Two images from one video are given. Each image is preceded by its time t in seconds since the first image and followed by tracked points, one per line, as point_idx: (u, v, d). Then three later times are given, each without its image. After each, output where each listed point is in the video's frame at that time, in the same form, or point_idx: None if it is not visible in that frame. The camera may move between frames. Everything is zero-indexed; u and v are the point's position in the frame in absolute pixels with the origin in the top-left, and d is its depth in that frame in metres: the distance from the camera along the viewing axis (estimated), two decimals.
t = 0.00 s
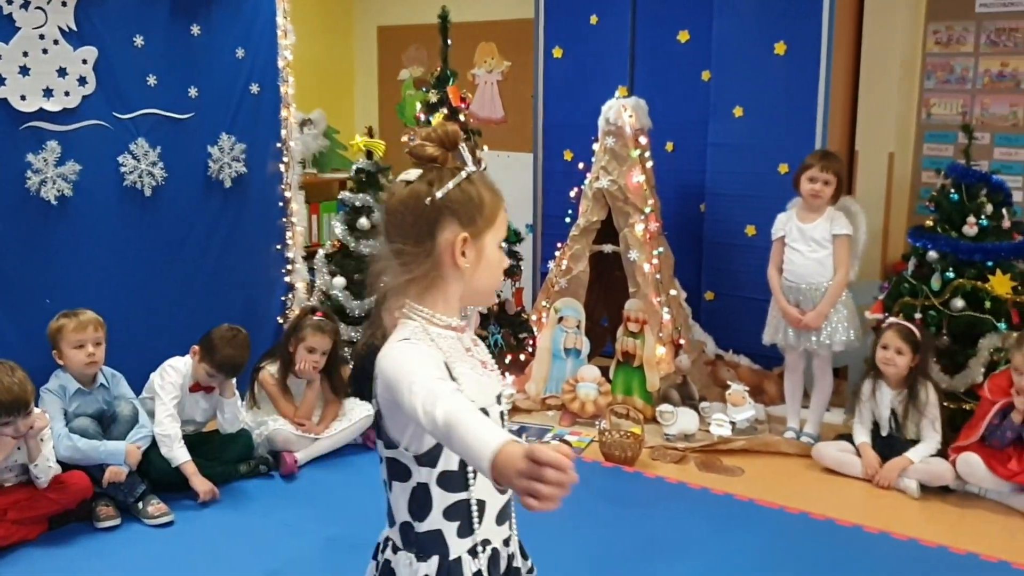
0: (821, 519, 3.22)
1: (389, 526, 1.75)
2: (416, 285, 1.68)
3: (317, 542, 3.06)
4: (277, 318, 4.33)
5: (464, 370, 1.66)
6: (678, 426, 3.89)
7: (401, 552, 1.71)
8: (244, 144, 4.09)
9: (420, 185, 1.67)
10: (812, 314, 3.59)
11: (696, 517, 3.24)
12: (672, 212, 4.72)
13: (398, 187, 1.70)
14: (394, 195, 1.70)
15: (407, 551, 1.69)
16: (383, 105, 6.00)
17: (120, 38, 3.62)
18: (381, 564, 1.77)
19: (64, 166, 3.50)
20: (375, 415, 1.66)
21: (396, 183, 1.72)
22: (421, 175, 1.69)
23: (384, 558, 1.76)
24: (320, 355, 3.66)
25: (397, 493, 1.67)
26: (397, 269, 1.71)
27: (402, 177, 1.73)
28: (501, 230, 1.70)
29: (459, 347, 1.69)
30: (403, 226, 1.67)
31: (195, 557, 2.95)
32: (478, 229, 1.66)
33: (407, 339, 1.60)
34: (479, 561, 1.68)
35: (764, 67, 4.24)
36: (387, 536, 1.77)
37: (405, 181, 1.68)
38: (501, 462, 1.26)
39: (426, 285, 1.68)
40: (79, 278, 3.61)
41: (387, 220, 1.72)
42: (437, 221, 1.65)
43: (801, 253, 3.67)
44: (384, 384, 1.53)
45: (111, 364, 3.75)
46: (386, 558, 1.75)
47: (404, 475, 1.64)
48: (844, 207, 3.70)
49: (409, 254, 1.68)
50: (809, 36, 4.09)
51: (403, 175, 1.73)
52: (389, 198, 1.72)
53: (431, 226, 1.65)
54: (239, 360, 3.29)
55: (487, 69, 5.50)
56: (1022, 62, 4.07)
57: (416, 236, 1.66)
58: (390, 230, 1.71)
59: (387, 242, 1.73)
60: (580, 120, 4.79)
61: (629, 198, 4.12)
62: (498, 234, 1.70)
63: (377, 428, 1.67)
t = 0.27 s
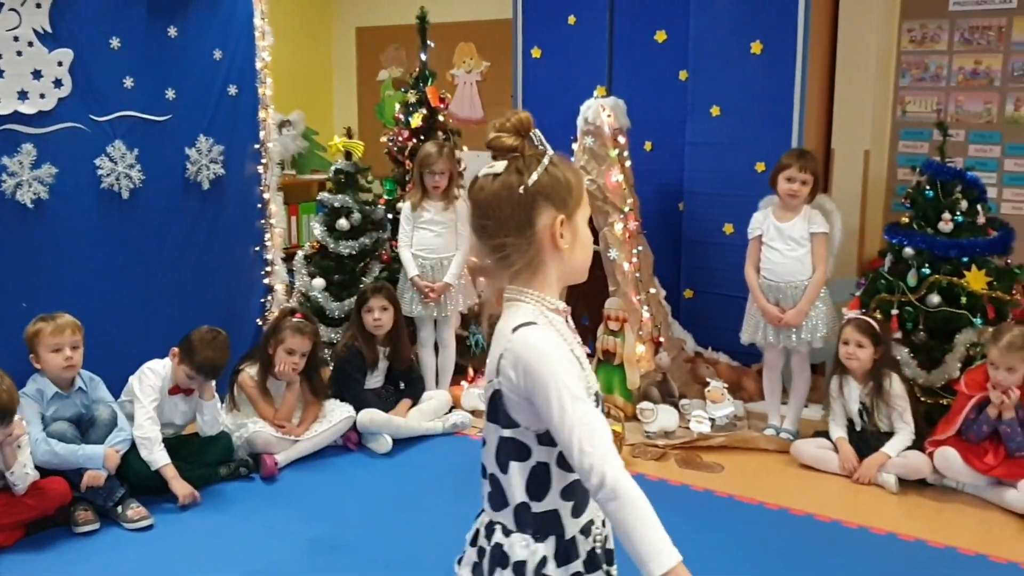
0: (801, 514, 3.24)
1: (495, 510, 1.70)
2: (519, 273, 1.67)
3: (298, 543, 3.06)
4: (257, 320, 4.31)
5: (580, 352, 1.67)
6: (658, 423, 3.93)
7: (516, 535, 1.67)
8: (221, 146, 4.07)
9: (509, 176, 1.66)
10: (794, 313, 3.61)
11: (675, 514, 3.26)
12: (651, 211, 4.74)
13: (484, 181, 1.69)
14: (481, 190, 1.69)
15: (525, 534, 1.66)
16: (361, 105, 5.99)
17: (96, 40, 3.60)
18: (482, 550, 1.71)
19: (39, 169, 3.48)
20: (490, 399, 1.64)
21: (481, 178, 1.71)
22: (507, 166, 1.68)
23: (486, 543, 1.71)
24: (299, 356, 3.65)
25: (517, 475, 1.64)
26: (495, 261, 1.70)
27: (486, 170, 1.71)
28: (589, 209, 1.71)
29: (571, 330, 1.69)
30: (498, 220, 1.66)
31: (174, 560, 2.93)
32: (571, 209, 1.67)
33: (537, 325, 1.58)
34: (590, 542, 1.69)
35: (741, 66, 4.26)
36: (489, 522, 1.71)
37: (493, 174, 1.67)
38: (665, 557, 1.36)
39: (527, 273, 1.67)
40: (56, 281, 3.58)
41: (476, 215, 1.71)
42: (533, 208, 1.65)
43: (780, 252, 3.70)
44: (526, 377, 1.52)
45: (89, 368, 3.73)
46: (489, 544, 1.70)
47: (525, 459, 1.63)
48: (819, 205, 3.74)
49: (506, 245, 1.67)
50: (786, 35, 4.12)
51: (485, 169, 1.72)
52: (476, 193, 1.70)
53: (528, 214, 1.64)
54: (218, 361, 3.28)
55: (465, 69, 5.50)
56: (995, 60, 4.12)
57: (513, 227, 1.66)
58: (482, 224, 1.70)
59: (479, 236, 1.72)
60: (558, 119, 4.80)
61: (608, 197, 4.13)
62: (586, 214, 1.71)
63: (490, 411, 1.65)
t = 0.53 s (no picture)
0: (746, 508, 3.29)
1: (572, 511, 1.80)
2: (552, 268, 1.77)
3: (244, 549, 3.01)
4: (198, 323, 4.24)
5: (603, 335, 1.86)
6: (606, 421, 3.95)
7: (606, 523, 1.79)
8: (161, 146, 4.00)
9: (550, 172, 1.75)
10: (738, 309, 3.66)
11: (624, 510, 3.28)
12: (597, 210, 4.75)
13: (523, 175, 1.77)
14: (519, 183, 1.77)
15: (615, 517, 1.79)
16: (305, 106, 5.92)
17: (29, 38, 3.50)
18: (571, 551, 1.80)
19: None
20: (560, 400, 1.76)
21: (517, 172, 1.79)
22: (546, 162, 1.77)
23: (574, 544, 1.80)
24: (243, 359, 3.59)
25: (597, 464, 1.77)
26: (527, 253, 1.79)
27: (523, 164, 1.79)
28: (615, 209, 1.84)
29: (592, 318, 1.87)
30: (535, 215, 1.76)
31: (115, 569, 2.87)
32: (602, 210, 1.79)
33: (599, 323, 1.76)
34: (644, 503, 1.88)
35: (684, 66, 4.30)
36: (569, 524, 1.81)
37: (534, 170, 1.76)
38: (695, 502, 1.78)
39: (559, 268, 1.78)
40: None
41: (512, 207, 1.79)
42: (570, 207, 1.76)
43: (723, 251, 3.74)
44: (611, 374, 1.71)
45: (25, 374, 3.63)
46: (581, 543, 1.79)
47: (604, 446, 1.77)
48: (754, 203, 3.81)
49: (542, 240, 1.77)
50: (727, 35, 4.17)
51: (521, 162, 1.80)
52: (513, 186, 1.78)
53: (566, 214, 1.75)
54: (159, 365, 3.21)
55: (410, 68, 5.48)
56: (930, 61, 4.22)
57: (551, 223, 1.75)
58: (516, 217, 1.79)
59: (511, 228, 1.81)
60: (504, 118, 4.80)
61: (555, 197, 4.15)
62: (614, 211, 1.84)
63: (558, 414, 1.77)
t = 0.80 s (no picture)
0: (691, 506, 3.33)
1: (614, 500, 1.81)
2: (569, 279, 1.79)
3: (184, 555, 2.96)
4: (140, 325, 4.17)
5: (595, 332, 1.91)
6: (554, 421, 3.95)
7: (645, 506, 1.82)
8: (101, 145, 3.92)
9: (573, 188, 1.77)
10: (684, 310, 3.72)
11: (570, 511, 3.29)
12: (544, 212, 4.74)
13: (544, 189, 1.78)
14: (542, 196, 1.77)
15: (651, 500, 1.84)
16: (250, 105, 5.85)
17: None
18: (616, 537, 1.80)
19: None
20: (604, 402, 1.77)
21: (538, 185, 1.79)
22: (569, 178, 1.78)
23: (616, 530, 1.80)
24: (186, 362, 3.54)
25: (639, 452, 1.81)
26: (542, 264, 1.80)
27: (544, 178, 1.80)
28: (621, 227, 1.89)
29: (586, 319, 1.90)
30: (558, 228, 1.76)
31: None
32: (614, 229, 1.84)
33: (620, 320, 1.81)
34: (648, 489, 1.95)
35: (631, 69, 4.32)
36: (610, 512, 1.81)
37: (559, 184, 1.77)
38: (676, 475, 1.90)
39: (575, 279, 1.80)
40: None
41: (530, 219, 1.79)
42: (589, 223, 1.79)
43: (668, 252, 3.78)
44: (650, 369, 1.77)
45: None
46: (625, 528, 1.80)
47: (640, 436, 1.82)
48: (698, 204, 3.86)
49: (561, 253, 1.78)
50: (673, 38, 4.21)
51: (541, 176, 1.80)
52: (534, 198, 1.78)
53: (585, 228, 1.78)
54: (100, 368, 3.14)
55: (357, 67, 5.44)
56: (869, 66, 4.31)
57: (572, 236, 1.77)
58: (536, 228, 1.78)
59: (526, 239, 1.80)
60: (451, 119, 4.79)
61: (503, 198, 4.16)
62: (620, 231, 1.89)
63: (600, 415, 1.78)
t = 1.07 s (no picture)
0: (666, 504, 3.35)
1: (645, 450, 1.87)
2: (618, 257, 1.87)
3: (156, 558, 2.94)
4: (113, 326, 4.12)
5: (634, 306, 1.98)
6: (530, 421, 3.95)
7: (673, 457, 1.89)
8: (73, 144, 3.89)
9: (623, 171, 1.84)
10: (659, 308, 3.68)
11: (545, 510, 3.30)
12: (520, 212, 4.73)
13: (596, 173, 1.85)
14: (594, 180, 1.84)
15: (678, 452, 1.90)
16: (224, 104, 5.81)
17: None
18: (649, 485, 1.85)
19: None
20: (642, 360, 1.84)
21: (588, 168, 1.86)
22: (619, 161, 1.85)
23: (647, 478, 1.86)
24: (159, 364, 3.52)
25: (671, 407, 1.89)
26: (593, 242, 1.87)
27: (593, 161, 1.87)
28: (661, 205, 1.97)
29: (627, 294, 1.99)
30: (611, 210, 1.84)
31: None
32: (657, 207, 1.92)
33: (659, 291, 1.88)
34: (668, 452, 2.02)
35: (606, 69, 4.33)
36: (641, 462, 1.87)
37: (610, 168, 1.84)
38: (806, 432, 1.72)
39: (623, 257, 1.88)
40: None
41: (582, 201, 1.86)
42: (638, 204, 1.86)
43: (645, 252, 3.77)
44: (687, 331, 1.81)
45: None
46: (655, 476, 1.86)
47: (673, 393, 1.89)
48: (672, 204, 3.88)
49: (613, 232, 1.85)
50: (647, 39, 4.23)
51: (591, 160, 1.87)
52: (587, 182, 1.85)
53: (635, 209, 1.85)
54: (73, 370, 3.12)
55: (333, 67, 5.42)
56: (841, 67, 4.35)
57: (624, 216, 1.85)
58: (588, 209, 1.86)
59: (576, 219, 1.88)
60: (426, 119, 4.78)
61: (479, 198, 4.16)
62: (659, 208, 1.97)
63: (639, 372, 1.85)
